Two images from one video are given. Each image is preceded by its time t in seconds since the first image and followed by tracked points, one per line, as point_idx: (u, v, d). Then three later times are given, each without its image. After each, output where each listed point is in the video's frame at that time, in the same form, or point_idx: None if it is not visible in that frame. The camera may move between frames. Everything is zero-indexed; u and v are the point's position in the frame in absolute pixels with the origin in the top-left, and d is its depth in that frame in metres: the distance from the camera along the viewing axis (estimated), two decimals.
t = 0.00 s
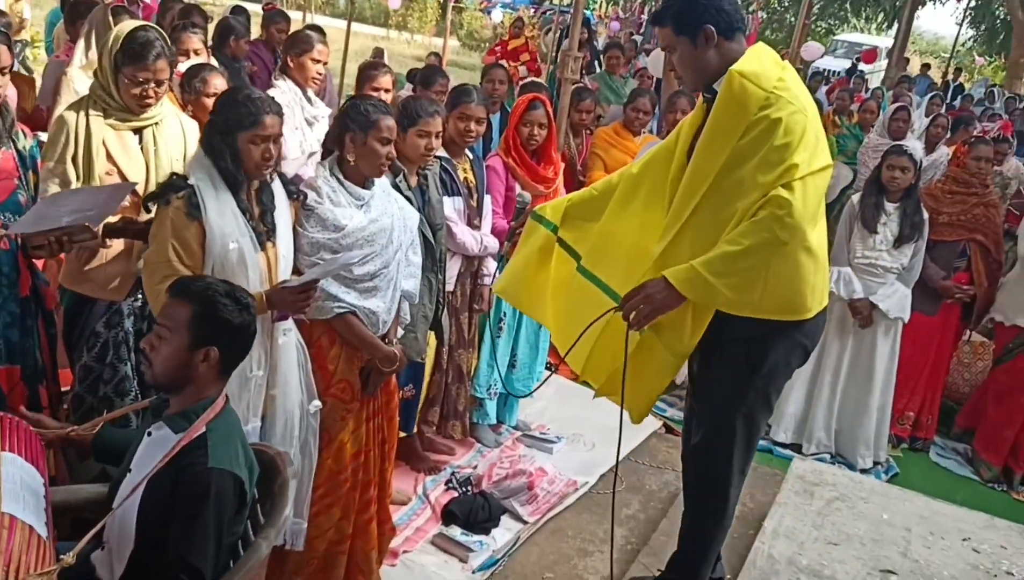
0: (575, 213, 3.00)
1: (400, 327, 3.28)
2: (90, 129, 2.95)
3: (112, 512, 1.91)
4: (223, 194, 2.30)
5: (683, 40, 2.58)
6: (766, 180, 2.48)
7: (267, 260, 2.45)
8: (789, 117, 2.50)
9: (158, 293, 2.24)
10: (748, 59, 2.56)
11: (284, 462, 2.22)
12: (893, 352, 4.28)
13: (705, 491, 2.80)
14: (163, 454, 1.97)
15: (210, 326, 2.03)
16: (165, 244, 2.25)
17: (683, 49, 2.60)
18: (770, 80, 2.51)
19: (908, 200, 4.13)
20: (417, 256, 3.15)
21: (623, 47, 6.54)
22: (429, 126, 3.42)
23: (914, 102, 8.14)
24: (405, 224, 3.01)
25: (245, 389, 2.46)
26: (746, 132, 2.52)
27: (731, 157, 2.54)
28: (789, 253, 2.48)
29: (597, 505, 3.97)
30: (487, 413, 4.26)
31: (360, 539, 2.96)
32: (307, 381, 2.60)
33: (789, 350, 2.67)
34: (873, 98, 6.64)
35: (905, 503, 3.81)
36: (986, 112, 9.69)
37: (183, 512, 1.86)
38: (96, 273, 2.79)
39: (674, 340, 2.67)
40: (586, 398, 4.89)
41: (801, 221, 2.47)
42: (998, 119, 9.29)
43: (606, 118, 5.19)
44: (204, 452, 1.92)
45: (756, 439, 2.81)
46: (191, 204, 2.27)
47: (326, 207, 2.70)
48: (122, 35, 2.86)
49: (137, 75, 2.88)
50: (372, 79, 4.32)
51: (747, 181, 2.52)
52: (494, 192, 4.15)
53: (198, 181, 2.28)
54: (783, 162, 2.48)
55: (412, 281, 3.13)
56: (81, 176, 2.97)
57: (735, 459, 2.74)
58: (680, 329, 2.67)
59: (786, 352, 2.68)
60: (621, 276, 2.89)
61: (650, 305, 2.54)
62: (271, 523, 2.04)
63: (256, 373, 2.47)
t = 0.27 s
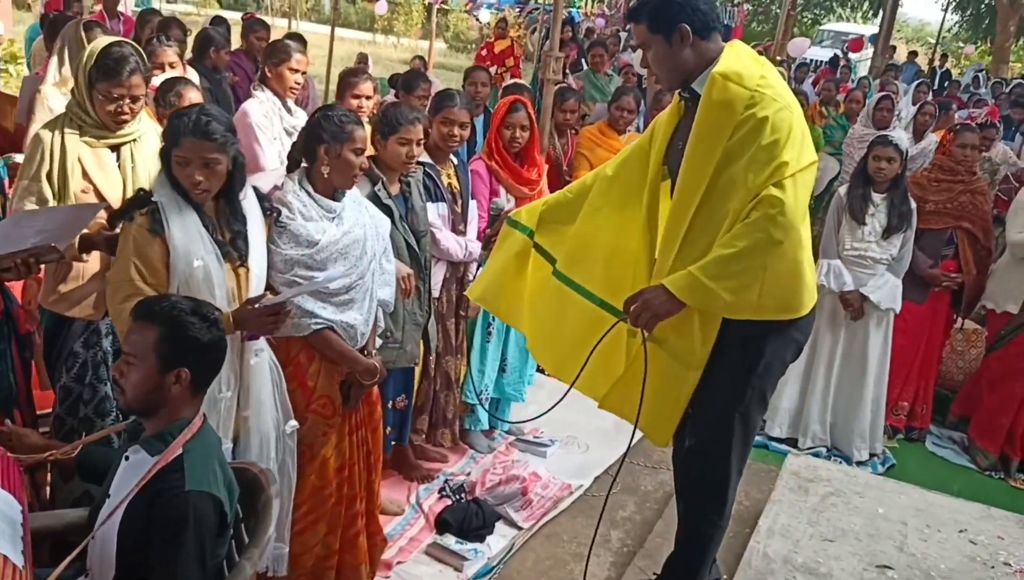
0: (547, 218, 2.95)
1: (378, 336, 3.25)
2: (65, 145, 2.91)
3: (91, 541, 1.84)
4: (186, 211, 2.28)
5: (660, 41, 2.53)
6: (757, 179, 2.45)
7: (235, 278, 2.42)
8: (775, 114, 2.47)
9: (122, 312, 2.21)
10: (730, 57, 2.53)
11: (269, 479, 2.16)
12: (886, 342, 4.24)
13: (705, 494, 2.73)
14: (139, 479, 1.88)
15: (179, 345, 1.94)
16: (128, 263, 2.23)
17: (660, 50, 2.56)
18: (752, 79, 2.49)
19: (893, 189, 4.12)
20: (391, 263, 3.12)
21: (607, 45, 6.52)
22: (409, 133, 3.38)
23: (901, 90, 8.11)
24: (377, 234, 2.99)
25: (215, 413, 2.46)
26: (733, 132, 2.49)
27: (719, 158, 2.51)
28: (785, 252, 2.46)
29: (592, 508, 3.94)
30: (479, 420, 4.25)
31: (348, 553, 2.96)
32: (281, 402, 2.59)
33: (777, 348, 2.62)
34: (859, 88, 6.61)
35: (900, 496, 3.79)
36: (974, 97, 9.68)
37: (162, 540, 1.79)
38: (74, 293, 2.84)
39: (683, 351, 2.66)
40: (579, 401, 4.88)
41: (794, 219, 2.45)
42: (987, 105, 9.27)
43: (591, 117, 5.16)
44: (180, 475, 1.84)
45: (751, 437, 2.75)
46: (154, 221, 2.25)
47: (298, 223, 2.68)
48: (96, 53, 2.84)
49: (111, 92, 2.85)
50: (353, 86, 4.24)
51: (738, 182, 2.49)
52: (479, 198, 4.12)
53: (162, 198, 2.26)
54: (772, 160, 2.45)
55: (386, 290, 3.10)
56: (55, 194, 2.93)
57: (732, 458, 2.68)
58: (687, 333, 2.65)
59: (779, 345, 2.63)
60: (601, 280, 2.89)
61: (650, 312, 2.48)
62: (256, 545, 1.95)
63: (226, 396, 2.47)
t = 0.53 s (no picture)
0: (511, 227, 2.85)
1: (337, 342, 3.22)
2: (16, 154, 2.87)
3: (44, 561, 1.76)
4: (122, 222, 2.26)
5: (617, 45, 2.39)
6: (721, 180, 2.34)
7: (177, 290, 2.40)
8: (736, 115, 2.37)
9: (58, 327, 2.19)
10: (689, 58, 2.43)
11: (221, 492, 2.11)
12: (856, 340, 4.21)
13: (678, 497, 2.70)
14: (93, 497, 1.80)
15: (127, 359, 1.85)
16: (63, 277, 2.22)
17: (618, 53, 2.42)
18: (711, 81, 2.39)
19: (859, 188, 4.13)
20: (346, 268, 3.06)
21: (576, 47, 6.53)
22: (366, 136, 3.34)
23: (870, 89, 8.17)
24: (333, 240, 2.95)
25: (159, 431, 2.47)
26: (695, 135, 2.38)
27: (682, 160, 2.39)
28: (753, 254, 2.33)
29: (561, 512, 3.91)
30: (449, 425, 4.25)
31: (313, 563, 2.93)
32: (230, 418, 2.59)
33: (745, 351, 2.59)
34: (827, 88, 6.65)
35: (869, 495, 3.79)
36: (941, 95, 9.78)
37: (113, 559, 1.73)
38: (27, 303, 2.76)
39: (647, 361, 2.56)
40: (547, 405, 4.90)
41: (761, 221, 2.33)
42: (955, 103, 9.36)
43: (560, 119, 5.15)
44: (133, 492, 1.77)
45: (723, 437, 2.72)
46: (87, 233, 2.24)
47: (255, 234, 2.65)
48: (46, 59, 2.79)
49: (62, 100, 2.80)
50: (318, 90, 4.21)
51: (702, 184, 2.38)
52: (446, 202, 4.09)
53: (97, 210, 2.25)
54: (735, 161, 2.35)
55: (343, 296, 3.06)
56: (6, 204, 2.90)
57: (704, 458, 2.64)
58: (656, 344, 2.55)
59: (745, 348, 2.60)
60: (565, 290, 2.77)
61: (620, 315, 2.30)
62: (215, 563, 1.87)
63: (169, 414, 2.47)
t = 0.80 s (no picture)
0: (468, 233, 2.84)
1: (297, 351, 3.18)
2: None
3: None
4: (65, 231, 2.23)
5: (577, 49, 2.33)
6: (674, 184, 2.29)
7: (124, 300, 2.36)
8: (691, 119, 2.32)
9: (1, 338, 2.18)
10: (641, 63, 2.38)
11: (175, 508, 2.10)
12: (820, 337, 4.23)
13: (646, 501, 2.63)
14: (43, 517, 1.71)
15: (80, 372, 1.76)
16: (6, 288, 2.21)
17: (576, 57, 2.36)
18: (665, 85, 2.34)
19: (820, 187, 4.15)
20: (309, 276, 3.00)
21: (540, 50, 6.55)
22: (325, 139, 3.31)
23: (833, 88, 8.26)
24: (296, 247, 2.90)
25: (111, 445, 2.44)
26: (651, 140, 2.33)
27: (636, 164, 2.35)
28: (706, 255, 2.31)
29: (528, 515, 3.89)
30: (415, 431, 4.24)
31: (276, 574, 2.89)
32: (184, 431, 2.56)
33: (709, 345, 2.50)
34: (789, 86, 6.70)
35: (834, 492, 3.82)
36: (902, 92, 9.92)
37: None
38: None
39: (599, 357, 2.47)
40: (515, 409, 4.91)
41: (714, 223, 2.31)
42: (916, 101, 9.49)
43: (523, 122, 5.13)
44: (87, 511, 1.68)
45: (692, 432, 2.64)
46: (29, 243, 2.22)
47: (214, 241, 2.60)
48: None
49: (12, 110, 2.74)
50: (277, 95, 4.16)
51: (655, 186, 2.35)
52: (409, 207, 4.05)
53: (40, 219, 2.22)
54: (688, 165, 2.31)
55: (307, 305, 3.00)
56: None
57: (673, 458, 2.55)
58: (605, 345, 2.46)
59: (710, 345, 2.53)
60: (523, 294, 2.72)
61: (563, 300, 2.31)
62: None
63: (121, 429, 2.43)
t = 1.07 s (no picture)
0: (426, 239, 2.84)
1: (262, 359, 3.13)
2: None
3: None
4: (16, 237, 2.20)
5: (540, 51, 2.29)
6: (631, 193, 2.28)
7: (80, 308, 2.33)
8: (650, 127, 2.31)
9: None
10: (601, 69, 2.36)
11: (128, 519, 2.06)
12: (782, 335, 4.25)
13: (608, 505, 2.59)
14: None
15: (32, 383, 1.71)
16: None
17: (540, 58, 2.31)
18: (624, 92, 2.32)
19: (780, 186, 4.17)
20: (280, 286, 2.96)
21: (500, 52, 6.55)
22: (287, 145, 3.26)
23: (791, 87, 8.35)
24: (264, 255, 2.85)
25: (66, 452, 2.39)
26: (610, 148, 2.31)
27: (594, 172, 2.33)
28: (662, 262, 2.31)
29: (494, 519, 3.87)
30: (377, 437, 4.20)
31: None
32: (144, 440, 2.51)
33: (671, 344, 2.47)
34: (748, 87, 6.77)
35: (796, 490, 3.85)
36: (859, 91, 10.06)
37: None
38: None
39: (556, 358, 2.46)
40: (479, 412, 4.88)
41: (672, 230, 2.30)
42: (873, 99, 9.63)
43: (485, 124, 5.12)
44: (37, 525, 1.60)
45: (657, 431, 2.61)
46: None
47: (175, 245, 2.57)
48: None
49: None
50: (235, 100, 4.11)
51: (612, 192, 2.34)
52: (370, 211, 4.00)
53: None
54: (646, 173, 2.30)
55: (275, 314, 2.94)
56: None
57: (637, 460, 2.52)
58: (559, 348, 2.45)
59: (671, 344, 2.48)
60: (478, 297, 2.70)
61: (517, 308, 2.31)
62: None
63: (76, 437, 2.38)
